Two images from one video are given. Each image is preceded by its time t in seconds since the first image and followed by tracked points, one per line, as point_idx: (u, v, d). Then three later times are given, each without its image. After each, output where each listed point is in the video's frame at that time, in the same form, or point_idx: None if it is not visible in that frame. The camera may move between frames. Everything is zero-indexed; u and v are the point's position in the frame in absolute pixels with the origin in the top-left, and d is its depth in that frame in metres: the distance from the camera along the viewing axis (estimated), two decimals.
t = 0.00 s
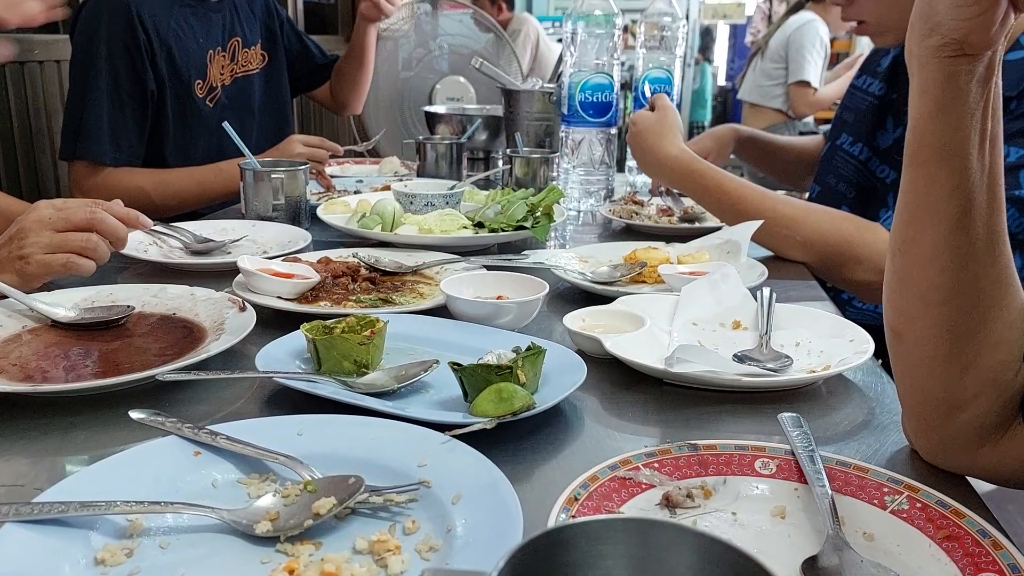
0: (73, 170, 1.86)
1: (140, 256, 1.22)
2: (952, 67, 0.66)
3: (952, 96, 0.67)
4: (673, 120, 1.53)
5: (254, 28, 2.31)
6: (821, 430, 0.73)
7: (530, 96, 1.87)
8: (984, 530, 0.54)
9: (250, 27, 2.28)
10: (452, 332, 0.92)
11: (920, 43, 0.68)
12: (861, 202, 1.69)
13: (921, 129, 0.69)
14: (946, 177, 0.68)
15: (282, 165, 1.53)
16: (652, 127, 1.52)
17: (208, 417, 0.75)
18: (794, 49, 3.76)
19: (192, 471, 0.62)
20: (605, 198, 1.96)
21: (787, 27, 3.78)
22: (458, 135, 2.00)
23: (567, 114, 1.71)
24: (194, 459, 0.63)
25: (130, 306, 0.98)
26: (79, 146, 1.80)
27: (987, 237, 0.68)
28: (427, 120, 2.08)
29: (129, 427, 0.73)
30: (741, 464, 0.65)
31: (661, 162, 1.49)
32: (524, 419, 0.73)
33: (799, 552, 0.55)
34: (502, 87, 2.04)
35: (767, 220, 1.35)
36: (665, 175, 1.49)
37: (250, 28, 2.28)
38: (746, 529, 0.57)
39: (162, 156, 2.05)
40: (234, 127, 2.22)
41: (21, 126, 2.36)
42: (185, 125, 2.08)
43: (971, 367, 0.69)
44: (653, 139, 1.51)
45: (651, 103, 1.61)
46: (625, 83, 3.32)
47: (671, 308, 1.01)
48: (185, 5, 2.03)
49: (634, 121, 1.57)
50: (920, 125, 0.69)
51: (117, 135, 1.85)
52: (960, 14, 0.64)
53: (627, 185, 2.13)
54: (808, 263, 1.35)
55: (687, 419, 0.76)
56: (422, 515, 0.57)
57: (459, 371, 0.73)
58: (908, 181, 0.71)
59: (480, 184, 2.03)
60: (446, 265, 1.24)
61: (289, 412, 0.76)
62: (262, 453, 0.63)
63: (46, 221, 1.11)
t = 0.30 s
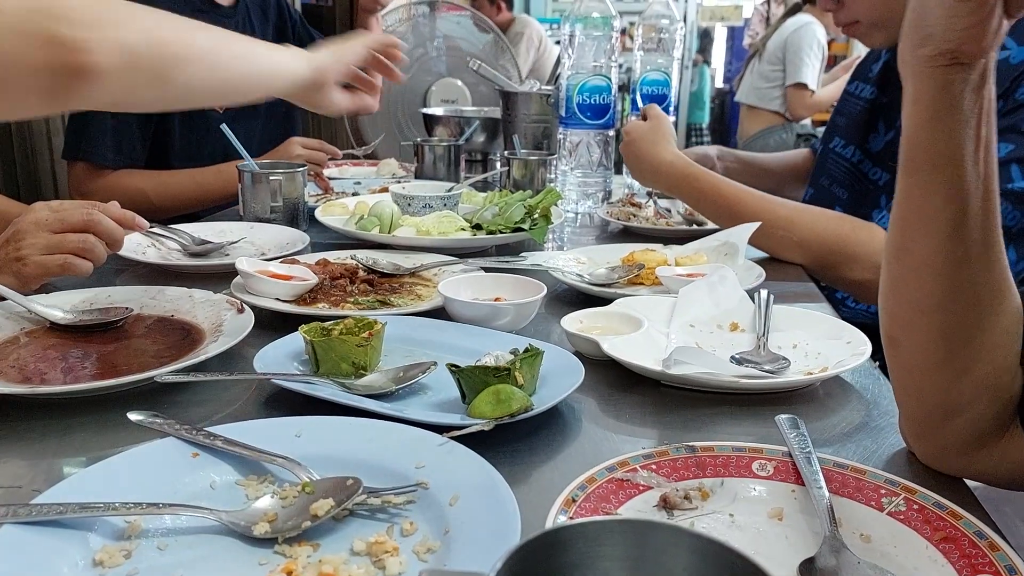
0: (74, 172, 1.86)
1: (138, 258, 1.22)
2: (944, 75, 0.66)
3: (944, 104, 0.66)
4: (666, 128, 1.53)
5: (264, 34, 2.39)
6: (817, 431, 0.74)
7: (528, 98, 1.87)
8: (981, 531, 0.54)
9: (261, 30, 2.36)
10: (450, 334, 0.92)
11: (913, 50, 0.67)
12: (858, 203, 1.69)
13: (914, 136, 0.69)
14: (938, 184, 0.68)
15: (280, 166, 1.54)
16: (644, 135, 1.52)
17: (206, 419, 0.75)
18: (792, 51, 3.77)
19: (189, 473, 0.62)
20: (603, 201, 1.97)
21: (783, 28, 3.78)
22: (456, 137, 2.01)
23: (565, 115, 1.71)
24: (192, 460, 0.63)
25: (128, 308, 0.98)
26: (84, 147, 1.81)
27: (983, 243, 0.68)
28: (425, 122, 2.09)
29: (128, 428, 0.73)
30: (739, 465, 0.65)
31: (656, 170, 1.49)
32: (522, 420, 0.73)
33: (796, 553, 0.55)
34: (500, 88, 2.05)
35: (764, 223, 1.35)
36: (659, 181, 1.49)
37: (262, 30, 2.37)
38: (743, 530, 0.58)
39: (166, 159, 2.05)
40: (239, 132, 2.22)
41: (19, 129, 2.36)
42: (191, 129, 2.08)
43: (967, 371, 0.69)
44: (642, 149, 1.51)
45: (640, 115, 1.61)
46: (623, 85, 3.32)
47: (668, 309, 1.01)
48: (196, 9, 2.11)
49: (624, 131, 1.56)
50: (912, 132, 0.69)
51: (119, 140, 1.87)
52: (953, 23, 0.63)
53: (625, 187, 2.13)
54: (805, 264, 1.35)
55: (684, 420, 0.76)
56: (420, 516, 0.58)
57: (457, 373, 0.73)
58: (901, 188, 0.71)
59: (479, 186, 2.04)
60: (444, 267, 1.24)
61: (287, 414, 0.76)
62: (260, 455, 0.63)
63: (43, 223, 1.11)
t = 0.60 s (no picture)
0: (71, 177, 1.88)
1: (135, 261, 1.22)
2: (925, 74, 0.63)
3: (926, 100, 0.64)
4: (664, 130, 1.52)
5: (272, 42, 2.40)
6: (817, 434, 0.73)
7: (526, 100, 1.87)
8: (982, 535, 0.54)
9: (267, 39, 2.36)
10: (448, 337, 0.92)
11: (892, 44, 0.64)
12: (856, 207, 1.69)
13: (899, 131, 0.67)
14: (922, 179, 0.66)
15: (278, 168, 1.53)
16: (642, 138, 1.51)
17: (203, 422, 0.74)
18: (790, 55, 3.78)
19: (186, 475, 0.62)
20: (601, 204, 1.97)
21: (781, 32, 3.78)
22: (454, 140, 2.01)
23: (563, 117, 1.71)
24: (189, 463, 0.63)
25: (125, 310, 0.97)
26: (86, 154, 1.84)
27: (970, 241, 0.67)
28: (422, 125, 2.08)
29: (124, 431, 0.72)
30: (739, 468, 0.64)
31: (655, 172, 1.48)
32: (520, 423, 0.73)
33: (796, 556, 0.55)
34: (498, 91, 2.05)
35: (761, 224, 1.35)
36: (656, 183, 1.49)
37: (267, 39, 2.37)
38: (743, 533, 0.57)
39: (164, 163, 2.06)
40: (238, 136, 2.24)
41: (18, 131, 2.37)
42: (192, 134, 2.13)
43: (959, 370, 0.69)
44: (640, 151, 1.51)
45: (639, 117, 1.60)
46: (621, 88, 3.33)
47: (667, 312, 1.01)
48: (200, 15, 2.12)
49: (622, 133, 1.56)
50: (896, 125, 0.67)
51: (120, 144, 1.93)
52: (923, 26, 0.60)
53: (623, 191, 2.13)
54: (802, 267, 1.35)
55: (684, 424, 0.76)
56: (419, 519, 0.57)
57: (455, 375, 0.73)
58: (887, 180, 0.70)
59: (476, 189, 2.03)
60: (442, 270, 1.24)
61: (285, 417, 0.75)
62: (257, 458, 0.62)
63: (39, 224, 1.10)
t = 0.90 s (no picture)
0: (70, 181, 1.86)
1: (132, 260, 1.21)
2: None
3: None
4: (663, 130, 1.52)
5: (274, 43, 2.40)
6: (816, 435, 0.73)
7: (525, 100, 1.86)
8: (983, 537, 0.53)
9: (269, 40, 2.36)
10: (445, 337, 0.91)
11: None
12: (854, 207, 1.69)
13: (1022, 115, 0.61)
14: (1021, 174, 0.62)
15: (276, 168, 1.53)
16: (642, 138, 1.51)
17: (199, 422, 0.74)
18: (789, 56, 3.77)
19: (182, 476, 0.61)
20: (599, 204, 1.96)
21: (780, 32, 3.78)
22: (453, 140, 2.01)
23: (562, 117, 1.70)
24: (185, 464, 0.62)
25: (122, 310, 0.97)
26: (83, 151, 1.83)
27: None
28: (421, 125, 2.08)
29: (120, 431, 0.72)
30: (738, 469, 0.64)
31: (655, 172, 1.48)
32: (519, 424, 0.73)
33: (797, 558, 0.54)
34: (496, 91, 2.05)
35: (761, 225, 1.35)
36: (656, 184, 1.49)
37: (269, 40, 2.37)
38: (742, 534, 0.57)
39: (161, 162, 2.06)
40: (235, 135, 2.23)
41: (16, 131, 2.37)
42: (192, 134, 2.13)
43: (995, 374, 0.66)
44: (640, 153, 1.50)
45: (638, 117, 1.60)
46: (619, 88, 3.32)
47: (666, 313, 1.00)
48: (201, 16, 2.11)
49: (621, 133, 1.55)
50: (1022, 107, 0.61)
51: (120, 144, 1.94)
52: None
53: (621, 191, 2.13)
54: (802, 268, 1.35)
55: (683, 425, 0.76)
56: (416, 521, 0.57)
57: (454, 376, 0.72)
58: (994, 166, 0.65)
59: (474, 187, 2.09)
60: (441, 270, 1.24)
61: (282, 418, 0.75)
62: (254, 459, 0.62)
63: (36, 224, 1.10)
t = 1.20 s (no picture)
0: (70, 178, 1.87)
1: (130, 259, 1.21)
2: None
3: None
4: (660, 129, 1.52)
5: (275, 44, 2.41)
6: (813, 435, 0.73)
7: (523, 100, 1.86)
8: (979, 537, 0.53)
9: (268, 40, 2.37)
10: (443, 336, 0.91)
11: None
12: (851, 206, 1.69)
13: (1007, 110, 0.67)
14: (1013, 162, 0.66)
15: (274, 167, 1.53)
16: (638, 139, 1.51)
17: (197, 422, 0.74)
18: (786, 56, 3.77)
19: (179, 476, 0.61)
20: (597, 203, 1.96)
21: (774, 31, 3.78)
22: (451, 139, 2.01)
23: (560, 117, 1.70)
24: (182, 464, 0.62)
25: (119, 310, 0.97)
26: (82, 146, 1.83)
27: None
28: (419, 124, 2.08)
29: (118, 431, 0.72)
30: (735, 469, 0.64)
31: (653, 172, 1.48)
32: (515, 424, 0.73)
33: (793, 558, 0.54)
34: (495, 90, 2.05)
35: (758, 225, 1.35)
36: (653, 184, 1.49)
37: (268, 40, 2.37)
38: (739, 534, 0.57)
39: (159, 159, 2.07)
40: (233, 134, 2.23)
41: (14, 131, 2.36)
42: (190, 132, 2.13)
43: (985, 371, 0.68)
44: (637, 154, 1.50)
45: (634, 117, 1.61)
46: (617, 88, 3.33)
47: (664, 313, 1.01)
48: (201, 15, 2.11)
49: (617, 134, 1.55)
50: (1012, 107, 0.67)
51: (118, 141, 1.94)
52: None
53: (619, 191, 2.13)
54: (799, 267, 1.35)
55: (680, 424, 0.76)
56: (414, 521, 0.57)
57: (451, 376, 0.72)
58: (984, 166, 0.70)
59: (473, 188, 2.10)
60: (438, 270, 1.23)
61: (279, 418, 0.75)
62: (251, 459, 0.62)
63: (34, 223, 1.10)
